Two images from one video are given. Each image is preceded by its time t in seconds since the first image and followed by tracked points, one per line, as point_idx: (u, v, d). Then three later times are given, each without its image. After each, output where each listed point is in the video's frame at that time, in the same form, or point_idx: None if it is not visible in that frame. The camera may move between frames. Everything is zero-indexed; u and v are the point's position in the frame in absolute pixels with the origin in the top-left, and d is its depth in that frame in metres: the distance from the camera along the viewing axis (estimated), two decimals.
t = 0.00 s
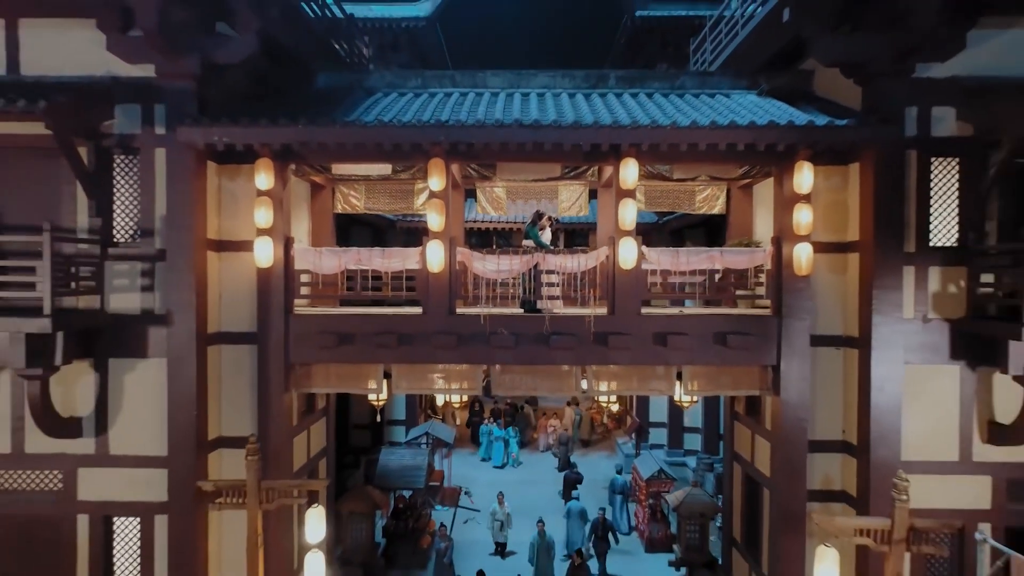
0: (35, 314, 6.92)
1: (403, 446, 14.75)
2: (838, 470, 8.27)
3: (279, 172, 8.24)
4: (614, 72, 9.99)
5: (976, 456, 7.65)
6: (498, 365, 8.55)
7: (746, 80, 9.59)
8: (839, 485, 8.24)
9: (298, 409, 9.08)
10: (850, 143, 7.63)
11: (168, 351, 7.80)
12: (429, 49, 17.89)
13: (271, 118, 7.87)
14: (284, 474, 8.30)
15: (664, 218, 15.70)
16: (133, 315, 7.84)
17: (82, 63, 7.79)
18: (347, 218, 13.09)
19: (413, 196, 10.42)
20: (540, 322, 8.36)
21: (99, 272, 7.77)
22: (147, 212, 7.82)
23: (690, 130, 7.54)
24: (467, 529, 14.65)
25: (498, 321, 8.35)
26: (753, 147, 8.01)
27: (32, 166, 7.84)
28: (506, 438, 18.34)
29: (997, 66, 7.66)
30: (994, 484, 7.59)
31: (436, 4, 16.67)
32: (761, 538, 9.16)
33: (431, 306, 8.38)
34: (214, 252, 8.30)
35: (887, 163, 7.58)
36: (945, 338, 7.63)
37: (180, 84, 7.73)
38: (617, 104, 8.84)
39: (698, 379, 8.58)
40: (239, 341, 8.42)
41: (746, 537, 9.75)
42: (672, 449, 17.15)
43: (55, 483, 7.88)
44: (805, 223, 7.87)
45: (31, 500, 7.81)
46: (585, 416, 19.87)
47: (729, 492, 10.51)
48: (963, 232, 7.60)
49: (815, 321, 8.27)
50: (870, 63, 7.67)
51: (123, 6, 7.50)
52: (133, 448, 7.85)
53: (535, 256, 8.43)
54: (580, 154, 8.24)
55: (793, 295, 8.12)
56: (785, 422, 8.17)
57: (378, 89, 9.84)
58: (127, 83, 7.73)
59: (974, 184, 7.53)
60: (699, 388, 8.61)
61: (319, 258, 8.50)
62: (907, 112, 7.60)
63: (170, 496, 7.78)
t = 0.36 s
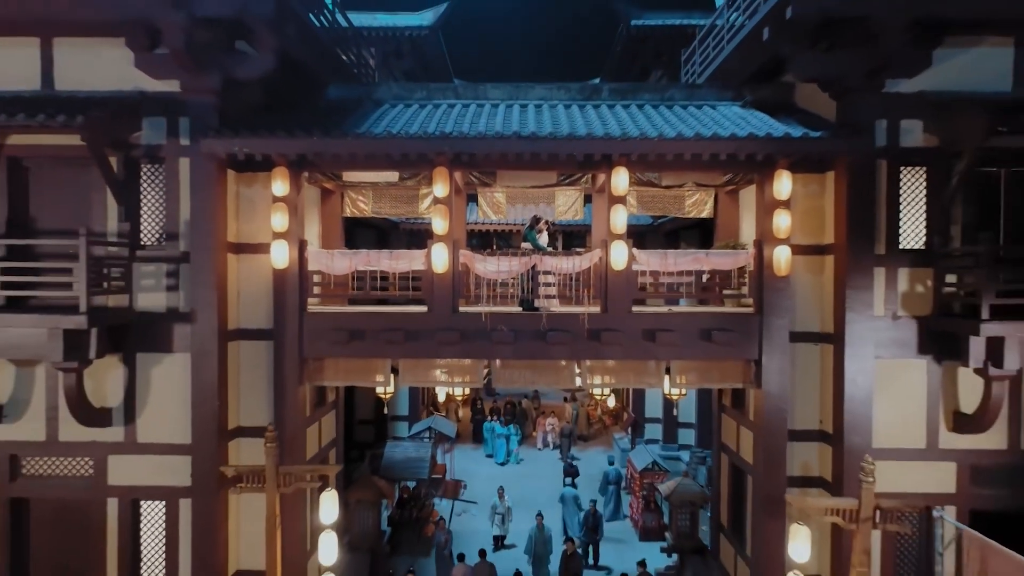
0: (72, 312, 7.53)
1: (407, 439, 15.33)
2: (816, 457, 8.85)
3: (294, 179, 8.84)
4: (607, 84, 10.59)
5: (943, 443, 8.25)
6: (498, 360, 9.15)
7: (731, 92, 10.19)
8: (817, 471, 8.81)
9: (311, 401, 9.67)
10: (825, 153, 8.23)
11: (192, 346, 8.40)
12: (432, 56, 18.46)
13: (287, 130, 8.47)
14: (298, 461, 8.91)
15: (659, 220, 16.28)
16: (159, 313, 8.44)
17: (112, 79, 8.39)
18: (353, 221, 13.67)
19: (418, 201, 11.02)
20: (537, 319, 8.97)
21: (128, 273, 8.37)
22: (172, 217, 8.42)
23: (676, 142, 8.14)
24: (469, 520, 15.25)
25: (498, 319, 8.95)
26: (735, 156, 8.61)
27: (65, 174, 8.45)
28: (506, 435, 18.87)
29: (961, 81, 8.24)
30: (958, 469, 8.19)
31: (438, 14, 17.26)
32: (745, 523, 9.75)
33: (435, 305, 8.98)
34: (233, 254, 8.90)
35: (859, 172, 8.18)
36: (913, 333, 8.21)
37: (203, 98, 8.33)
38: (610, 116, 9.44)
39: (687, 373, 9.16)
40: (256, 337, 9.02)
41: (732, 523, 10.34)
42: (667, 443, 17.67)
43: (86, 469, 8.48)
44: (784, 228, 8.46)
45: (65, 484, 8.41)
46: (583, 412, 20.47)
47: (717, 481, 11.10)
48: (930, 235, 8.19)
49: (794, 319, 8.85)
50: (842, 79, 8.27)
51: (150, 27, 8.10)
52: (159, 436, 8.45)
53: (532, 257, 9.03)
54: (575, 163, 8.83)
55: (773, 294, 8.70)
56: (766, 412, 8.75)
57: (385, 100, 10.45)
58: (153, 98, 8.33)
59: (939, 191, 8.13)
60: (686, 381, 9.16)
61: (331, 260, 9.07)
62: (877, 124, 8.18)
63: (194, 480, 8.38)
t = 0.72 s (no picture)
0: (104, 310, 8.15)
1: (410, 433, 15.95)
2: (796, 445, 9.43)
3: (307, 186, 9.45)
4: (600, 95, 11.21)
5: (912, 432, 8.85)
6: (498, 355, 9.77)
7: (717, 103, 10.79)
8: (797, 459, 9.41)
9: (322, 394, 10.27)
10: (802, 161, 8.84)
11: (212, 342, 9.01)
12: (433, 63, 19.03)
13: (302, 140, 9.08)
14: (311, 449, 9.53)
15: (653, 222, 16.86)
16: (182, 310, 9.05)
17: (137, 92, 9.00)
18: (359, 223, 14.27)
19: (422, 205, 11.68)
20: (534, 316, 9.60)
21: (153, 274, 8.99)
22: (194, 221, 9.03)
23: (663, 151, 8.75)
24: (469, 509, 15.85)
25: (498, 316, 9.58)
26: (719, 164, 9.22)
27: (94, 181, 9.08)
28: (506, 432, 19.37)
29: (929, 94, 8.81)
30: (926, 456, 8.80)
31: (439, 23, 17.88)
32: (730, 508, 10.34)
33: (439, 303, 9.59)
34: (250, 256, 9.51)
35: (834, 179, 8.78)
36: (885, 330, 8.81)
37: (222, 111, 8.94)
38: (602, 126, 10.05)
39: (675, 369, 9.71)
40: (271, 333, 9.62)
41: (719, 509, 10.92)
42: (662, 438, 18.18)
43: (114, 456, 9.10)
44: (764, 231, 9.09)
45: (95, 470, 9.04)
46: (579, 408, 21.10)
47: (706, 471, 11.70)
48: (900, 239, 8.81)
49: (775, 316, 9.45)
50: (818, 93, 8.87)
51: (174, 45, 8.72)
52: (182, 425, 9.07)
53: (530, 258, 9.64)
54: (570, 170, 9.44)
55: (755, 293, 9.31)
56: (749, 404, 9.35)
57: (391, 110, 11.05)
58: (176, 110, 8.94)
59: (909, 197, 8.74)
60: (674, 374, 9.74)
61: (341, 260, 9.73)
62: (851, 135, 8.77)
63: (214, 466, 9.00)
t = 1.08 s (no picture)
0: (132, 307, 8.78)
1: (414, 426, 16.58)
2: (777, 434, 10.05)
3: (318, 191, 10.07)
4: (595, 105, 11.84)
5: (885, 421, 9.49)
6: (498, 351, 10.41)
7: (705, 112, 11.43)
8: (778, 447, 10.01)
9: (332, 387, 10.90)
10: (782, 169, 9.47)
11: (231, 337, 9.64)
12: (435, 70, 19.65)
13: (315, 149, 9.72)
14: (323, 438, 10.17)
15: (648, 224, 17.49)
16: (203, 308, 9.69)
17: (160, 104, 9.65)
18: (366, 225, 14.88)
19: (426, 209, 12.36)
20: (532, 313, 10.25)
21: (176, 273, 9.63)
22: (214, 224, 9.67)
23: (651, 159, 9.39)
24: (470, 501, 16.50)
25: (498, 313, 10.22)
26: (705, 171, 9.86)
27: (120, 187, 9.72)
28: (509, 427, 19.81)
29: (900, 106, 9.44)
30: (897, 443, 9.43)
31: (441, 31, 18.49)
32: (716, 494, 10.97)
33: (443, 300, 10.25)
34: (265, 257, 10.14)
35: (811, 185, 9.41)
36: (859, 326, 9.44)
37: (240, 121, 9.58)
38: (596, 134, 10.69)
39: (666, 363, 10.35)
40: (286, 329, 10.25)
41: (707, 496, 11.55)
42: (657, 432, 18.81)
43: (138, 444, 9.74)
44: (747, 234, 9.71)
45: (121, 457, 9.67)
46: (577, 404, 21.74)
47: (695, 460, 12.33)
48: (873, 241, 9.44)
49: (758, 313, 10.07)
50: (796, 105, 9.51)
51: (196, 61, 9.36)
52: (202, 416, 9.70)
53: (528, 259, 10.28)
54: (565, 177, 10.08)
55: (739, 292, 9.94)
56: (734, 395, 9.98)
57: (397, 119, 11.70)
58: (197, 121, 9.59)
59: (881, 202, 9.36)
60: (664, 368, 10.39)
61: (350, 261, 10.35)
62: (827, 144, 9.40)
63: (233, 453, 9.63)
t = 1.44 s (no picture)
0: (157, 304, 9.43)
1: (415, 419, 17.28)
2: (760, 424, 10.70)
3: (328, 195, 10.71)
4: (589, 113, 12.49)
5: (859, 410, 10.13)
6: (497, 346, 11.07)
7: (693, 121, 12.08)
8: (761, 436, 10.65)
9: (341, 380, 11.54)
10: (763, 175, 10.13)
11: (247, 332, 10.29)
12: (437, 76, 20.27)
13: (325, 156, 10.37)
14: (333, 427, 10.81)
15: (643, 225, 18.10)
16: (221, 305, 10.33)
17: (181, 114, 10.32)
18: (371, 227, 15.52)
19: (429, 211, 12.98)
20: (529, 309, 10.91)
21: (196, 273, 10.28)
22: (231, 227, 10.31)
23: (641, 166, 10.04)
24: (470, 491, 17.16)
25: (497, 310, 10.88)
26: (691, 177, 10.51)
27: (143, 192, 10.38)
28: (510, 424, 20.22)
29: (874, 116, 10.08)
30: (871, 432, 10.07)
31: (442, 39, 19.12)
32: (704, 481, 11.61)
33: (445, 297, 10.91)
34: (279, 257, 10.78)
35: (790, 190, 10.06)
36: (836, 322, 10.08)
37: (256, 131, 10.24)
38: (590, 142, 11.34)
39: (655, 357, 10.93)
40: (298, 325, 10.89)
41: (695, 483, 12.20)
42: (653, 427, 19.40)
43: (160, 433, 10.39)
44: (731, 235, 10.35)
45: (144, 445, 10.32)
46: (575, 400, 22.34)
47: (685, 450, 12.99)
48: (848, 242, 10.09)
49: (742, 310, 10.71)
50: (776, 115, 10.17)
51: (215, 74, 10.01)
52: (220, 406, 10.34)
53: (526, 259, 10.94)
54: (560, 182, 10.73)
55: (724, 290, 10.59)
56: (719, 387, 10.62)
57: (402, 127, 12.34)
58: (216, 130, 10.25)
59: (856, 205, 10.01)
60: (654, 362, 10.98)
61: (358, 261, 11.01)
62: (806, 151, 10.05)
63: (248, 442, 10.28)
